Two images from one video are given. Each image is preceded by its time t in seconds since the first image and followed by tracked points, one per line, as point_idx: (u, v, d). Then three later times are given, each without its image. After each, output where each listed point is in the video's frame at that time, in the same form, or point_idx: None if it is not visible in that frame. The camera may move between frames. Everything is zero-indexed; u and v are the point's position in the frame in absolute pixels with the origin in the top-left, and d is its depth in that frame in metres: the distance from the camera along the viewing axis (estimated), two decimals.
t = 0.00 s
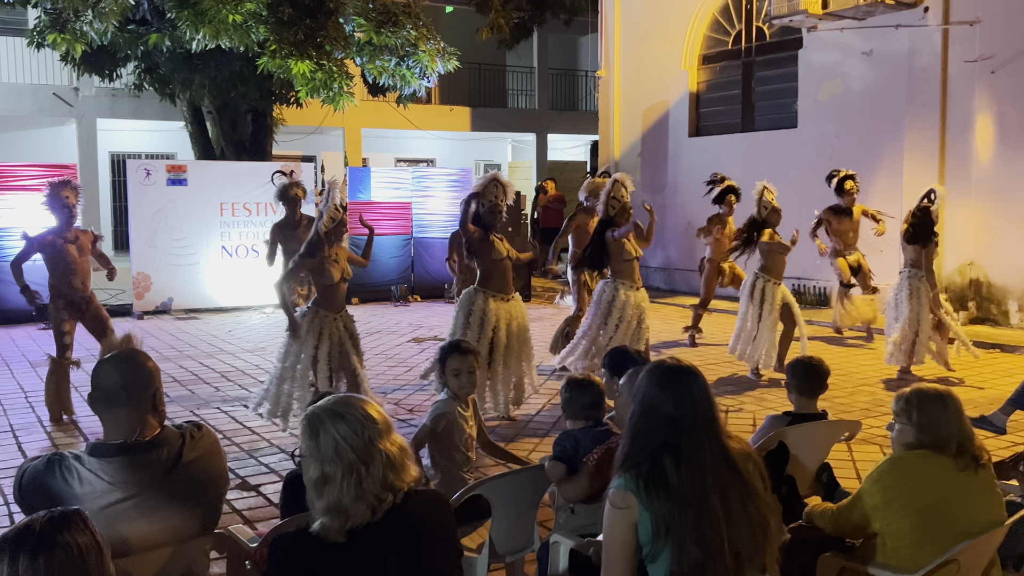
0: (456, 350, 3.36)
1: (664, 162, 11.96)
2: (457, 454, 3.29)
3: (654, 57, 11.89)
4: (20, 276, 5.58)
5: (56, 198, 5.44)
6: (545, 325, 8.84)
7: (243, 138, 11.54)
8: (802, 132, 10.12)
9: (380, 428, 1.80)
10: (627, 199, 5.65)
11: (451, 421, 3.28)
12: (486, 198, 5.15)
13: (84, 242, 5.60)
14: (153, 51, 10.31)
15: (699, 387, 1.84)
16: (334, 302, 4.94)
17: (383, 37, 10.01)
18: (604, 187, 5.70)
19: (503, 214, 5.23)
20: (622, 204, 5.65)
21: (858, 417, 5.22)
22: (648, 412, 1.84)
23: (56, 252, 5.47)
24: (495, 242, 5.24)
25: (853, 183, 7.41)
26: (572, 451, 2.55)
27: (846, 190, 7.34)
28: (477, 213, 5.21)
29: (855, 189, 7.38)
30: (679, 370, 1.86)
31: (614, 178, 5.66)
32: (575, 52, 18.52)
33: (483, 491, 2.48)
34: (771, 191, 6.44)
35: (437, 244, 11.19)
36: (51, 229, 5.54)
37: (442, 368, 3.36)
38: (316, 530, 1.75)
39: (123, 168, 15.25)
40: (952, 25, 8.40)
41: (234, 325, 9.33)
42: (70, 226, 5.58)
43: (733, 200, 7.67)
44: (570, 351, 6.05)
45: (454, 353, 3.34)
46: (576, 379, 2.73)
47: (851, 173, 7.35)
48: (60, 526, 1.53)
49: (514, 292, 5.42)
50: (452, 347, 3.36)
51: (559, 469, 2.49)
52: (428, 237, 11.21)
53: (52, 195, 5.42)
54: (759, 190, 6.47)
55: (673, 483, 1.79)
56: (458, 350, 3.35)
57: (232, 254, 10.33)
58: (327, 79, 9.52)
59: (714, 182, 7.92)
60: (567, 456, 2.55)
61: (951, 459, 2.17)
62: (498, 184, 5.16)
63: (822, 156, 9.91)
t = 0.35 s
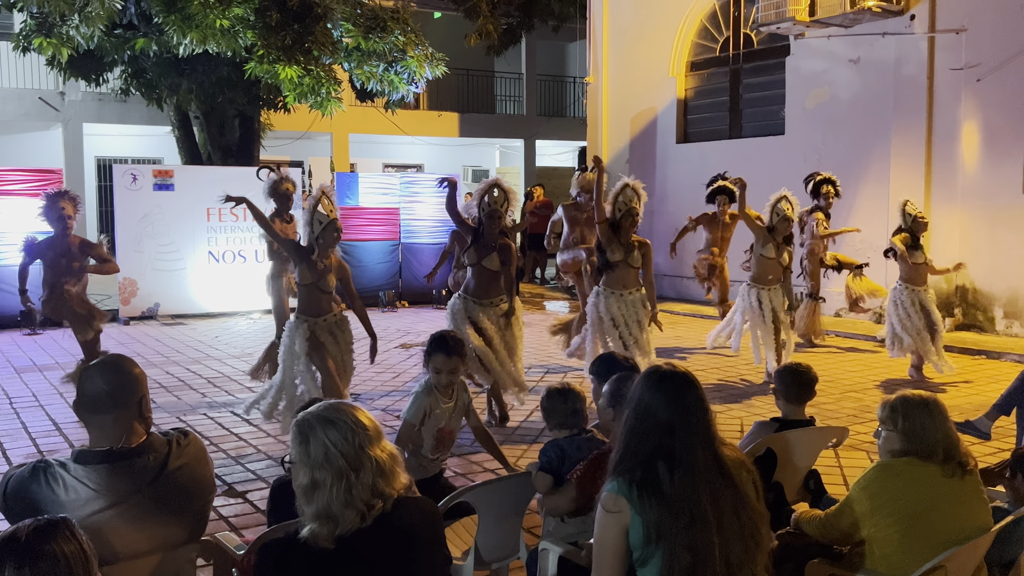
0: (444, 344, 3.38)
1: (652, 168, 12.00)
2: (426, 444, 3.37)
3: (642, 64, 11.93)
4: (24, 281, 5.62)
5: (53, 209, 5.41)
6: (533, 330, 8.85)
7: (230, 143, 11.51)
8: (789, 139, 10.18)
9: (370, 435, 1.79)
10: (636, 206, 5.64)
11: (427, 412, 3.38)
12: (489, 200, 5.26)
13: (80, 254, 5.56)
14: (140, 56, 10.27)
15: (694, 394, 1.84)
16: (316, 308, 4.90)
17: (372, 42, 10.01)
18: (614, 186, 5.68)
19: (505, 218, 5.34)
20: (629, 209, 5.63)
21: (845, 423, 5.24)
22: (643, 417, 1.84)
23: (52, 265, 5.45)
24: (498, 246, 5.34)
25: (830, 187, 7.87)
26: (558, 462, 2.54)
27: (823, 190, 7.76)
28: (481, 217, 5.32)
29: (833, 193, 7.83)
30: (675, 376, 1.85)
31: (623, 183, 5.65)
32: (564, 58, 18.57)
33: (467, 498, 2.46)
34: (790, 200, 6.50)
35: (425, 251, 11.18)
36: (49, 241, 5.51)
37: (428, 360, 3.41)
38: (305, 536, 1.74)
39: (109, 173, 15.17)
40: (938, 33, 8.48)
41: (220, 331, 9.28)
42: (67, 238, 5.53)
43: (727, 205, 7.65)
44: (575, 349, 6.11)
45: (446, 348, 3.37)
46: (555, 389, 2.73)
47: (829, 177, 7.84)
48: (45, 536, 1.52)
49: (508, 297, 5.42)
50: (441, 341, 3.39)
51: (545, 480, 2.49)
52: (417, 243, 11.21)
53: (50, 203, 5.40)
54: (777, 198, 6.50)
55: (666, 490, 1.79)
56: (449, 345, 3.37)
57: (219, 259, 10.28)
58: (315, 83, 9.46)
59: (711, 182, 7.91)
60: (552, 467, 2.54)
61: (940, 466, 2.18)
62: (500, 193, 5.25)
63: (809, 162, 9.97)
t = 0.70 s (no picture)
0: (448, 358, 3.31)
1: (646, 171, 12.01)
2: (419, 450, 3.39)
3: (636, 67, 11.95)
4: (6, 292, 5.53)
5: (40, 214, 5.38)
6: (528, 333, 8.84)
7: (224, 147, 11.48)
8: (782, 142, 10.20)
9: (364, 440, 1.78)
10: (629, 211, 5.76)
11: (421, 416, 3.35)
12: (472, 206, 5.35)
13: (66, 260, 5.50)
14: (133, 59, 10.23)
15: (691, 398, 1.84)
16: (309, 316, 4.89)
17: (365, 45, 10.02)
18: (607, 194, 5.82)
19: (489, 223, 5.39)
20: (622, 213, 5.75)
21: (839, 426, 5.25)
22: (639, 421, 1.83)
23: (36, 270, 5.39)
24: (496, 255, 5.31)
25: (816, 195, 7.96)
26: (550, 466, 2.52)
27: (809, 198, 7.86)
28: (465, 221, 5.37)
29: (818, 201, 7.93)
30: (670, 379, 1.86)
31: (617, 189, 5.78)
32: (557, 61, 18.60)
33: (449, 505, 2.44)
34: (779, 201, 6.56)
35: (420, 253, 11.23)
36: (37, 247, 5.50)
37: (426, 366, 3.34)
38: (297, 542, 1.73)
39: (102, 177, 15.12)
40: (930, 36, 8.51)
41: (214, 334, 9.26)
42: (55, 243, 5.51)
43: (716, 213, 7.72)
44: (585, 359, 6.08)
45: (449, 361, 3.30)
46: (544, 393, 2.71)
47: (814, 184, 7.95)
48: (36, 545, 1.51)
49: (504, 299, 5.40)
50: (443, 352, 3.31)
51: (538, 485, 2.51)
52: (411, 245, 11.24)
53: (37, 208, 5.38)
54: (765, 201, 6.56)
55: (661, 493, 1.79)
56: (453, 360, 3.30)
57: (213, 263, 10.26)
58: (308, 87, 9.59)
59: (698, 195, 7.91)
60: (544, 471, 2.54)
61: (931, 468, 2.18)
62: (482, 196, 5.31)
63: (802, 165, 9.99)
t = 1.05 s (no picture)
0: (437, 373, 3.26)
1: (643, 173, 12.02)
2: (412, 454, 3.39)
3: (632, 68, 11.96)
4: None
5: (25, 208, 5.35)
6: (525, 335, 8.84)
7: (221, 149, 11.46)
8: (779, 142, 10.21)
9: (358, 444, 1.78)
10: (603, 212, 5.65)
11: (412, 422, 3.36)
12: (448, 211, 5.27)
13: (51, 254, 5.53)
14: (130, 62, 10.22)
15: (684, 399, 1.84)
16: (297, 313, 4.87)
17: (362, 47, 10.03)
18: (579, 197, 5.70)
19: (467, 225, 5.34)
20: (598, 216, 5.65)
21: (836, 426, 5.25)
22: (634, 423, 1.83)
23: (24, 264, 5.38)
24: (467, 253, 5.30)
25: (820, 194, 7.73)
26: (551, 466, 2.57)
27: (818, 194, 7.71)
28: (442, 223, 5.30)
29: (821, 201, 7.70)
30: (663, 380, 1.86)
31: (590, 191, 5.67)
32: (554, 62, 18.61)
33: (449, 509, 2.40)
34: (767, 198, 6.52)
35: (418, 255, 11.18)
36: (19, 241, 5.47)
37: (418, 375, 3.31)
38: (293, 547, 1.72)
39: (99, 180, 15.10)
40: (926, 36, 8.53)
41: (211, 337, 9.24)
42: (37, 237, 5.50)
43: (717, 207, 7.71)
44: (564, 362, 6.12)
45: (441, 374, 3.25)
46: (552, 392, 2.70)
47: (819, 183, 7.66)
48: (29, 552, 1.50)
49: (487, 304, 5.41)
50: (440, 366, 3.24)
51: (538, 486, 2.52)
52: (407, 248, 11.20)
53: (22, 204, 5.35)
54: (752, 200, 6.53)
55: (657, 495, 1.79)
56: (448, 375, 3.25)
57: (210, 265, 10.25)
58: (305, 89, 9.52)
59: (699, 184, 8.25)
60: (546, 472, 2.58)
61: (928, 468, 2.19)
62: (455, 201, 5.26)
63: (799, 165, 10.01)
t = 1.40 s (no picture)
0: (434, 375, 3.27)
1: (644, 173, 12.02)
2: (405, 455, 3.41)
3: (633, 67, 11.94)
4: None
5: (20, 220, 5.26)
6: (527, 335, 8.83)
7: (222, 149, 11.46)
8: (780, 141, 10.20)
9: (356, 444, 1.78)
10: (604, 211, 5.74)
11: (405, 425, 3.35)
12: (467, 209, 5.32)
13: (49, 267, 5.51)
14: (131, 62, 10.21)
15: (682, 398, 1.84)
16: (297, 318, 4.84)
17: (363, 47, 10.04)
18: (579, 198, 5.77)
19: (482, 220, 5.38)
20: (599, 216, 5.74)
21: (838, 425, 5.24)
22: (632, 423, 1.83)
23: (23, 278, 5.34)
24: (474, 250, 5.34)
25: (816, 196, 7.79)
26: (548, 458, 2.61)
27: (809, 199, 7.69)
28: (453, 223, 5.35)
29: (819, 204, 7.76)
30: (660, 380, 1.85)
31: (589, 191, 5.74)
32: (555, 62, 18.61)
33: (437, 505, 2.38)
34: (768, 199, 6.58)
35: (419, 255, 11.19)
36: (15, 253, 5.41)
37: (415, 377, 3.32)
38: (292, 548, 1.72)
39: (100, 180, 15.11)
40: (928, 35, 8.50)
41: (212, 337, 9.24)
42: (32, 248, 5.44)
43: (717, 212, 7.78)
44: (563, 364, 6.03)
45: (440, 377, 3.27)
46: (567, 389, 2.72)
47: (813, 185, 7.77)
48: (26, 553, 1.48)
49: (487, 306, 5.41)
50: (441, 367, 3.26)
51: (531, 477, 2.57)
52: (409, 248, 11.22)
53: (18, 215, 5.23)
54: (753, 201, 6.58)
55: (655, 494, 1.78)
56: (446, 378, 3.27)
57: (212, 266, 10.25)
58: (306, 89, 9.54)
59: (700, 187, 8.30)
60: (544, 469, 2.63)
61: (929, 465, 2.18)
62: (476, 201, 5.29)
63: (801, 165, 9.99)
